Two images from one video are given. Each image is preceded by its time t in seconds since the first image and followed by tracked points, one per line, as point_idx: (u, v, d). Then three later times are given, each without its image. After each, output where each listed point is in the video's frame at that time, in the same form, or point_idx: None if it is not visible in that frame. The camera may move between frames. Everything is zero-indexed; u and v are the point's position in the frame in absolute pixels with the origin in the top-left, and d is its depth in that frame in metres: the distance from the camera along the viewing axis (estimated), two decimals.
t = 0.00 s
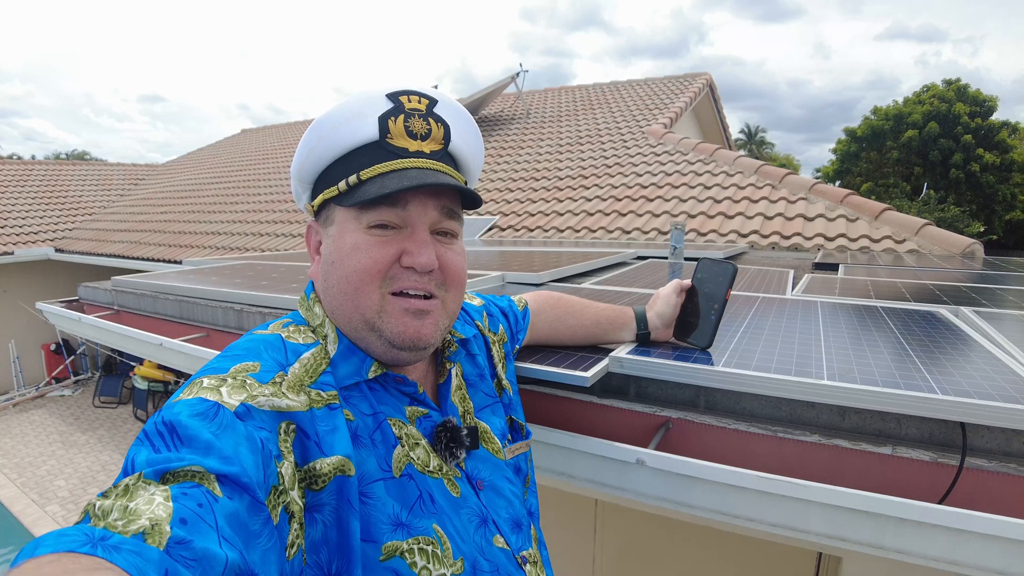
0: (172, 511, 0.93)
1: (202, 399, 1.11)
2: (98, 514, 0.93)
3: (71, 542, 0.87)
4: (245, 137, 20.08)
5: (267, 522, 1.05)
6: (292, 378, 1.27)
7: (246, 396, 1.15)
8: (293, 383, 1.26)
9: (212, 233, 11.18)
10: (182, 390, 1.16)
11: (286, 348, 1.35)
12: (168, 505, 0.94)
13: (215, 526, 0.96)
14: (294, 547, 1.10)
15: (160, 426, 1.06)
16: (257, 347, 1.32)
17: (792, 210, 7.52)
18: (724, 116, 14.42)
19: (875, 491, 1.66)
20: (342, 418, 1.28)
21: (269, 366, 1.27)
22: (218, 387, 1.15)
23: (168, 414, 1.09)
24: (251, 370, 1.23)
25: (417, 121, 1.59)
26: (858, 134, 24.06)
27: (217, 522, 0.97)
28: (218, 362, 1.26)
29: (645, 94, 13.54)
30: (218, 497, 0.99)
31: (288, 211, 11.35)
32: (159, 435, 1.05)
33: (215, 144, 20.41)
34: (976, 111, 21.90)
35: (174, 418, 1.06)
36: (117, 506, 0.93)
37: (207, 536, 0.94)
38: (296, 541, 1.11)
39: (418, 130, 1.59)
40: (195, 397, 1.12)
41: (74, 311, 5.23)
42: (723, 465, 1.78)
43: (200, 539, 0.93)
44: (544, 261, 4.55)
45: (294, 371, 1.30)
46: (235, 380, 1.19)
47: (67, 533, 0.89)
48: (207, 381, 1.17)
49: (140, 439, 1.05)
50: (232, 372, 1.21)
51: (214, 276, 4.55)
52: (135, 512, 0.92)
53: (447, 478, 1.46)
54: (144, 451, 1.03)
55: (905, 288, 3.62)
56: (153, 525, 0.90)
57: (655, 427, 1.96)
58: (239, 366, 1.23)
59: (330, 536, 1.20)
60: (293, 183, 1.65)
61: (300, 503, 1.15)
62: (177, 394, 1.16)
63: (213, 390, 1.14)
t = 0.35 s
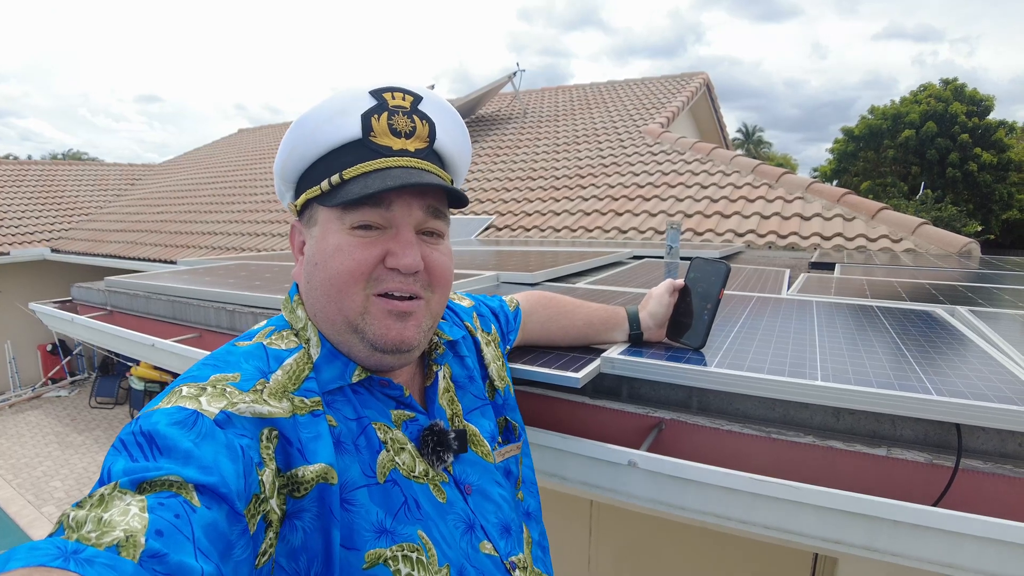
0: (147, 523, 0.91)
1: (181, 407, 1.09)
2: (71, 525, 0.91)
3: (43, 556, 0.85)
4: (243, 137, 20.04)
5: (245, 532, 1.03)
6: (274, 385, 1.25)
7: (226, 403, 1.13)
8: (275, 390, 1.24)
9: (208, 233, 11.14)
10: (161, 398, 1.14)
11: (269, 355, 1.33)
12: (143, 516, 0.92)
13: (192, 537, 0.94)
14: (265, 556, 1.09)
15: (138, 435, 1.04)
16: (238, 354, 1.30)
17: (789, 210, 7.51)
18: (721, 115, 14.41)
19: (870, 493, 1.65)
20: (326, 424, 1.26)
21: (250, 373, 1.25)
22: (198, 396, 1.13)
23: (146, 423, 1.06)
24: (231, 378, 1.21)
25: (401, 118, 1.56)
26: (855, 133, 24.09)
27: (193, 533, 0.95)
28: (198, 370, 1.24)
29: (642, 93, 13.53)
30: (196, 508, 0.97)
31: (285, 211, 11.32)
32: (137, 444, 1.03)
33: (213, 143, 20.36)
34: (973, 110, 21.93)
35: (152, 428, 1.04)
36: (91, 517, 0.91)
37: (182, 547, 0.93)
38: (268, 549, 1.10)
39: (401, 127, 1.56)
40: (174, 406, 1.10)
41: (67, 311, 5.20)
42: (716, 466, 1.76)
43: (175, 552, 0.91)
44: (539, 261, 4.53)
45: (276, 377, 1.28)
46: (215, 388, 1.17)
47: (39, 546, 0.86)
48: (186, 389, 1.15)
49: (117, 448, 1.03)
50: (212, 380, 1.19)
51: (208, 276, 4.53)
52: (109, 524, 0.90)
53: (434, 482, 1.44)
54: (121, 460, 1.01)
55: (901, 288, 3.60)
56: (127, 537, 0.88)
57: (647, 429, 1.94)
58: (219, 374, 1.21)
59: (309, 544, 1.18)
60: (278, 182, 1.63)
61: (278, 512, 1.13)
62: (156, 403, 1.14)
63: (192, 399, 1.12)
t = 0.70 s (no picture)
0: (154, 520, 0.91)
1: (188, 403, 1.09)
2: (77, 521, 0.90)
3: (51, 551, 0.85)
4: (243, 137, 20.05)
5: (251, 531, 1.04)
6: (278, 381, 1.25)
7: (231, 401, 1.13)
8: (280, 385, 1.25)
9: (208, 233, 11.14)
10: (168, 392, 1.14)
11: (272, 351, 1.33)
12: (150, 513, 0.92)
13: (198, 536, 0.94)
14: (273, 555, 1.09)
15: (144, 429, 1.04)
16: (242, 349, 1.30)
17: (789, 209, 7.51)
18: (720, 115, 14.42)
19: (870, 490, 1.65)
20: (329, 422, 1.27)
21: (257, 367, 1.26)
22: (203, 392, 1.13)
23: (151, 420, 1.06)
24: (238, 372, 1.22)
25: (412, 122, 1.56)
26: (855, 133, 24.11)
27: (199, 531, 0.95)
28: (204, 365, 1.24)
29: (642, 93, 13.53)
30: (202, 507, 0.97)
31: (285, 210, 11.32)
32: (143, 438, 1.03)
33: (213, 143, 20.37)
34: (972, 110, 21.95)
35: (158, 424, 1.04)
36: (98, 512, 0.91)
37: (188, 545, 0.93)
38: (275, 548, 1.10)
39: (412, 131, 1.56)
40: (179, 402, 1.10)
41: (68, 310, 5.20)
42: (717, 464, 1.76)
43: (181, 550, 0.92)
44: (540, 260, 4.53)
45: (281, 373, 1.28)
46: (221, 382, 1.17)
47: (46, 540, 0.86)
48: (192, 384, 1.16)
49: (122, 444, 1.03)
50: (217, 376, 1.19)
51: (208, 275, 4.53)
52: (116, 520, 0.89)
53: (435, 481, 1.44)
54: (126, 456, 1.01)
55: (901, 287, 3.60)
56: (134, 535, 0.88)
57: (647, 427, 1.94)
58: (226, 368, 1.22)
59: (311, 541, 1.18)
60: (282, 181, 1.62)
61: (282, 510, 1.13)
62: (161, 397, 1.14)
63: (198, 394, 1.12)
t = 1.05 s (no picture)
0: (157, 524, 0.91)
1: (203, 398, 1.09)
2: (77, 515, 0.90)
3: (54, 554, 0.84)
4: (242, 137, 20.05)
5: (257, 538, 1.01)
6: (289, 379, 1.25)
7: (245, 399, 1.13)
8: (290, 384, 1.25)
9: (207, 233, 11.14)
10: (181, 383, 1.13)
11: (282, 345, 1.33)
12: (153, 516, 0.91)
13: (200, 542, 0.93)
14: (290, 559, 1.08)
15: (157, 421, 1.03)
16: (254, 339, 1.29)
17: (788, 209, 7.51)
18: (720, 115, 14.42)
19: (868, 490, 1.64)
20: (334, 422, 1.27)
21: (269, 362, 1.25)
22: (219, 385, 1.13)
23: (166, 410, 1.06)
24: (252, 364, 1.21)
25: (421, 128, 1.55)
26: (855, 133, 24.13)
27: (201, 537, 0.94)
28: (215, 358, 1.23)
29: (642, 93, 13.52)
30: (204, 512, 0.96)
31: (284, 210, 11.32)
32: (153, 431, 1.02)
33: (213, 142, 20.36)
34: (972, 110, 21.96)
35: (172, 416, 1.03)
36: (101, 510, 0.90)
37: (190, 551, 0.92)
38: (291, 552, 1.09)
39: (421, 136, 1.55)
40: (195, 394, 1.09)
41: (67, 310, 5.20)
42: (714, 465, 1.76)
43: (183, 555, 0.91)
44: (538, 260, 4.53)
45: (291, 369, 1.28)
46: (236, 376, 1.17)
47: (50, 541, 0.86)
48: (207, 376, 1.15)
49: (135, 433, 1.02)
50: (233, 367, 1.18)
51: (206, 275, 4.52)
52: (119, 522, 0.89)
53: (430, 483, 1.43)
54: (136, 446, 1.00)
55: (900, 286, 3.59)
56: (135, 541, 0.87)
57: (643, 428, 1.94)
58: (241, 359, 1.21)
59: (316, 543, 1.18)
60: (281, 181, 1.59)
61: (294, 513, 1.13)
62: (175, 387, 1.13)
63: (213, 388, 1.12)
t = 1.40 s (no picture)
0: (149, 527, 0.90)
1: (195, 401, 1.08)
2: (69, 516, 0.89)
3: (46, 556, 0.83)
4: (242, 137, 20.06)
5: (245, 544, 1.01)
6: (281, 384, 1.24)
7: (238, 402, 1.12)
8: (283, 388, 1.24)
9: (207, 233, 11.13)
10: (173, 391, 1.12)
11: (274, 350, 1.32)
12: (146, 519, 0.91)
13: (192, 546, 0.93)
14: (270, 563, 1.07)
15: (148, 425, 1.03)
16: (246, 344, 1.27)
17: (787, 209, 7.50)
18: (719, 115, 14.42)
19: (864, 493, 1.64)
20: (328, 427, 1.26)
21: (261, 366, 1.24)
22: (211, 389, 1.12)
23: (157, 414, 1.05)
24: (244, 368, 1.21)
25: (417, 129, 1.55)
26: (855, 133, 24.12)
27: (193, 541, 0.94)
28: (208, 361, 1.23)
29: (641, 92, 13.51)
30: (197, 515, 0.96)
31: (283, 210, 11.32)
32: (145, 433, 1.02)
33: (212, 142, 20.35)
34: (972, 109, 21.95)
35: (164, 419, 1.03)
36: (93, 512, 0.90)
37: (182, 554, 0.92)
38: (271, 557, 1.08)
39: (417, 138, 1.55)
40: (187, 397, 1.08)
41: (65, 311, 5.19)
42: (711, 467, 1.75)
43: (176, 559, 0.90)
44: (536, 261, 4.53)
45: (283, 374, 1.27)
46: (229, 379, 1.16)
47: (41, 542, 0.85)
48: (198, 381, 1.14)
49: (127, 437, 1.01)
50: (225, 371, 1.18)
51: (204, 276, 4.52)
52: (111, 524, 0.88)
53: (431, 483, 1.43)
54: (127, 449, 1.00)
55: (899, 287, 3.59)
56: (128, 543, 0.87)
57: (641, 429, 1.94)
58: (233, 363, 1.20)
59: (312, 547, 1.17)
60: (272, 188, 1.55)
61: (278, 520, 1.11)
62: (169, 394, 1.13)
63: (205, 392, 1.11)
